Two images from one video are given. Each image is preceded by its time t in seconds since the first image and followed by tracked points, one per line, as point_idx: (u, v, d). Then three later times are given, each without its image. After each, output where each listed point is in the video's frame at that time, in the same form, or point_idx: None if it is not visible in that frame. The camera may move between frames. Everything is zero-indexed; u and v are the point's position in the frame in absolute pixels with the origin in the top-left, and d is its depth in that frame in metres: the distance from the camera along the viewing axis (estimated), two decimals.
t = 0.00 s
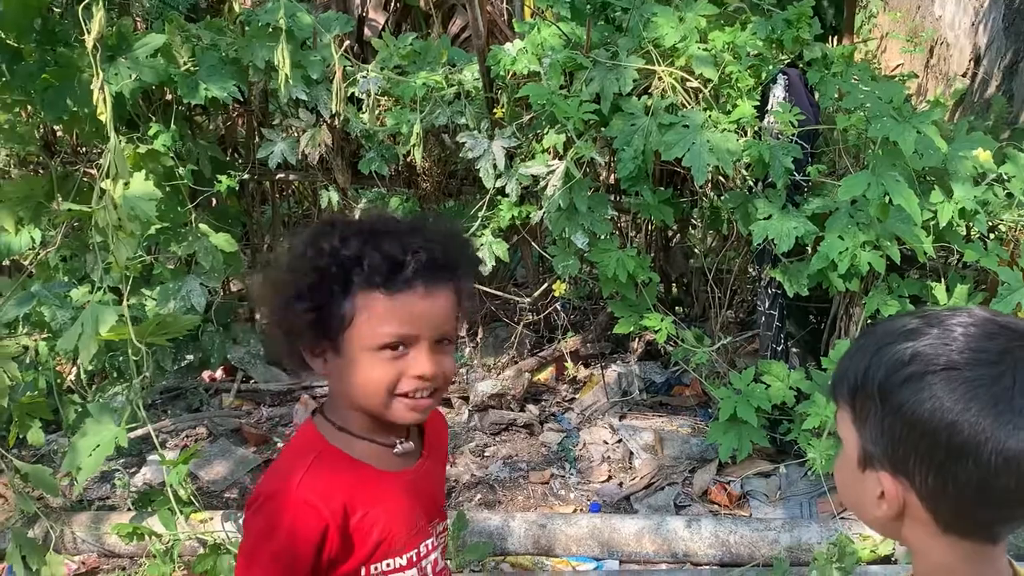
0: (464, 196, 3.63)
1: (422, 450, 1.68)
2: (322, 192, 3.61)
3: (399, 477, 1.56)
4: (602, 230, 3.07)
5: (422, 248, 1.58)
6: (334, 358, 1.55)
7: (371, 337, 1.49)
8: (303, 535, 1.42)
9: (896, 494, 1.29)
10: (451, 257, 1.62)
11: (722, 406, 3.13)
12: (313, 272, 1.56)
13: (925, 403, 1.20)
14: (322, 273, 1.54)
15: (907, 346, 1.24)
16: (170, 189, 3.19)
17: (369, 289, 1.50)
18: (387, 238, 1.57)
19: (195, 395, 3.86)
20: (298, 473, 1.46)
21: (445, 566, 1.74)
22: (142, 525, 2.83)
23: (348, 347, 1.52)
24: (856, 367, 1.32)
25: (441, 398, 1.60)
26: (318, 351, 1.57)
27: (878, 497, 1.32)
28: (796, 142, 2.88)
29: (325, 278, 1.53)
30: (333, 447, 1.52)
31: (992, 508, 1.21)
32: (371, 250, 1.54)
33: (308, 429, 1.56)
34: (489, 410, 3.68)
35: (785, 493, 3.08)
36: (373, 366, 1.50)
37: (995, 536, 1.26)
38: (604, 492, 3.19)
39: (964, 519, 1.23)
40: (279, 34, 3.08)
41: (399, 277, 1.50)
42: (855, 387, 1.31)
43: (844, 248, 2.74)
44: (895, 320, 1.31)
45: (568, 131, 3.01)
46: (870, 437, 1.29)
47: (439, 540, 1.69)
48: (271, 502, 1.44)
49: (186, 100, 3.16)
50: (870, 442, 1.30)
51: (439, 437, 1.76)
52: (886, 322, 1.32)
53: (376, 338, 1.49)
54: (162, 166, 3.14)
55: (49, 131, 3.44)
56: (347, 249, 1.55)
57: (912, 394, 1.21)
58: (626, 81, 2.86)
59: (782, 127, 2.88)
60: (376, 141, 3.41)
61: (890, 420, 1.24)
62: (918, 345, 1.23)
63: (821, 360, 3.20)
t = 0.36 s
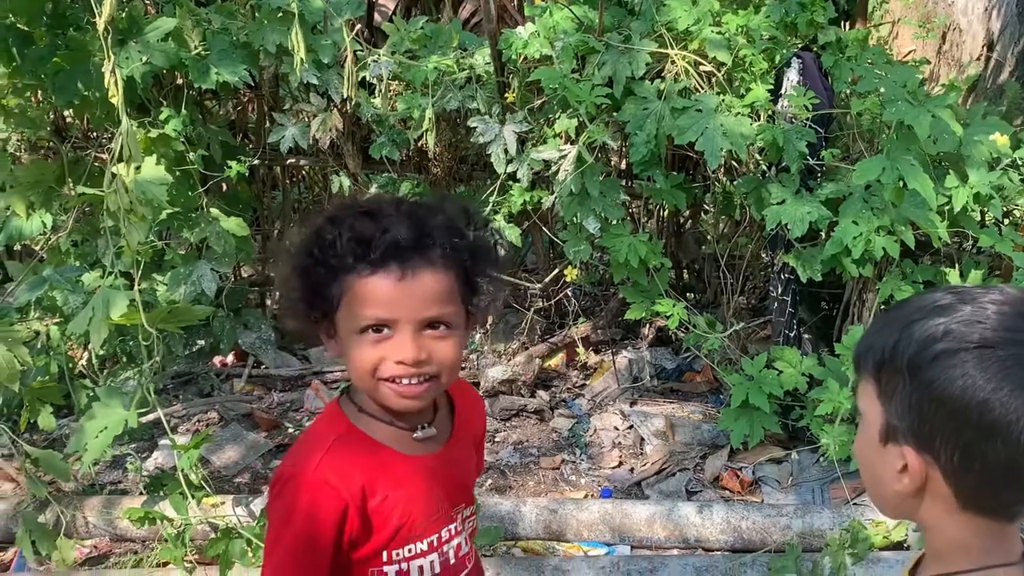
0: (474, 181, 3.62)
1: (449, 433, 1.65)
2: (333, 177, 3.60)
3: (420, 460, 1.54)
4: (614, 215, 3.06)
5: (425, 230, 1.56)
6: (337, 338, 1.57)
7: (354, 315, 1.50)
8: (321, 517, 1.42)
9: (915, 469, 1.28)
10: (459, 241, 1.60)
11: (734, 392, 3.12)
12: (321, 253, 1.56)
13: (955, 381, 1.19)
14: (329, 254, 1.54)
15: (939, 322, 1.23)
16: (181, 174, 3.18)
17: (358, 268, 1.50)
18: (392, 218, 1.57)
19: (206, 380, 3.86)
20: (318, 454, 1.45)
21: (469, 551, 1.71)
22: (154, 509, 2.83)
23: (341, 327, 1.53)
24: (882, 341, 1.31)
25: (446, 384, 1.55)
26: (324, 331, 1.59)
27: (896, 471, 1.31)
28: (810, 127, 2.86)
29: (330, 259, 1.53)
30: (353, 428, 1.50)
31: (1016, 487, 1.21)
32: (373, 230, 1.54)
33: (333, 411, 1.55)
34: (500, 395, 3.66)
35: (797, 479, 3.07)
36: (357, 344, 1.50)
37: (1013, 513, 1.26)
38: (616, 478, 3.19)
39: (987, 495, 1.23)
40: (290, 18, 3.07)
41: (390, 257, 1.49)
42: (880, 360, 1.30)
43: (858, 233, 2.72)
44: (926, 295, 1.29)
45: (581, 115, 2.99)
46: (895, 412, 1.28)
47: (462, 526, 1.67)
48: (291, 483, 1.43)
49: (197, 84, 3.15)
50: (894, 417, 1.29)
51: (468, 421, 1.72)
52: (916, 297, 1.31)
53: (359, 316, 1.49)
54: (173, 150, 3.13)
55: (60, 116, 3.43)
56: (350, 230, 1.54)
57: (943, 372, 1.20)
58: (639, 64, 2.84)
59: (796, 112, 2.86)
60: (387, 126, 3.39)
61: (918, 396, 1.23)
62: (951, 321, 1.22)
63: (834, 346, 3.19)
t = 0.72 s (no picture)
0: (483, 163, 3.61)
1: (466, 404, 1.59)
2: (341, 160, 3.60)
3: (439, 437, 1.47)
4: (624, 195, 3.05)
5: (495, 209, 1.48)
6: (401, 323, 1.41)
7: (449, 303, 1.38)
8: (338, 508, 1.34)
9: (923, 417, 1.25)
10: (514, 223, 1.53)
11: (745, 373, 3.11)
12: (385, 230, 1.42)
13: (958, 317, 1.19)
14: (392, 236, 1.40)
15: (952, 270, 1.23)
16: (189, 156, 3.17)
17: (447, 251, 1.38)
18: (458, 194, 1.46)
19: (216, 363, 3.87)
20: (333, 443, 1.38)
21: (495, 528, 1.62)
22: (166, 491, 2.83)
23: (423, 313, 1.39)
24: (896, 296, 1.31)
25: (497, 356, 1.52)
26: (380, 313, 1.42)
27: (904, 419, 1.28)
28: (821, 106, 2.85)
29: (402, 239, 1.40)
30: (369, 413, 1.43)
31: None
32: (447, 211, 1.43)
33: (348, 398, 1.47)
34: (510, 377, 3.66)
35: (808, 460, 3.07)
36: (450, 334, 1.39)
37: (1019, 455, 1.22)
38: (626, 459, 3.19)
39: (995, 437, 1.20)
40: None
41: (478, 239, 1.40)
42: (891, 311, 1.30)
43: (870, 212, 2.71)
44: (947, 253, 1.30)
45: (591, 95, 2.98)
46: (905, 359, 1.27)
47: (486, 502, 1.57)
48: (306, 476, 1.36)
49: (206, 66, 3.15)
50: (903, 362, 1.27)
51: (482, 395, 1.66)
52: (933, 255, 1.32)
53: (454, 304, 1.38)
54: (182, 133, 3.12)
55: (68, 99, 3.42)
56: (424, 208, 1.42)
57: (951, 311, 1.20)
58: (649, 44, 2.83)
59: (807, 90, 2.85)
60: (396, 107, 3.39)
61: (927, 341, 1.23)
62: (964, 271, 1.23)
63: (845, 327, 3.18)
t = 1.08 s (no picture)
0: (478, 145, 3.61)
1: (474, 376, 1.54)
2: (337, 142, 3.60)
3: (454, 410, 1.43)
4: (620, 174, 3.05)
5: (530, 188, 1.42)
6: (428, 298, 1.34)
7: (484, 279, 1.33)
8: (361, 487, 1.30)
9: (946, 385, 1.19)
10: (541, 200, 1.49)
11: (741, 351, 3.12)
12: (423, 207, 1.33)
13: (945, 277, 1.15)
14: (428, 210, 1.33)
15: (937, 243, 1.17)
16: (184, 140, 3.16)
17: (487, 229, 1.33)
18: (492, 170, 1.40)
19: (213, 348, 3.86)
20: (353, 422, 1.32)
21: (505, 497, 1.60)
22: (165, 474, 2.83)
23: (454, 289, 1.34)
24: (875, 285, 1.26)
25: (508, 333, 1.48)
26: (410, 288, 1.34)
27: (924, 396, 1.22)
28: (815, 82, 2.85)
29: (442, 215, 1.32)
30: (385, 389, 1.37)
31: None
32: (487, 189, 1.36)
33: (360, 371, 1.41)
34: (507, 359, 3.68)
35: (804, 436, 3.09)
36: (477, 310, 1.35)
37: None
38: (624, 438, 3.20)
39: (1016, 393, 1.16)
40: None
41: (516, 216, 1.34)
42: (880, 300, 1.25)
43: (865, 188, 2.71)
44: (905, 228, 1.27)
45: (586, 73, 2.98)
46: (908, 338, 1.21)
47: (496, 473, 1.56)
48: (326, 455, 1.31)
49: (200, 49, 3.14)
50: (909, 342, 1.21)
51: (488, 365, 1.61)
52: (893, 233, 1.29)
53: (488, 280, 1.34)
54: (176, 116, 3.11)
55: (61, 84, 3.41)
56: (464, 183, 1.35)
57: (936, 276, 1.15)
58: (644, 22, 2.83)
59: (801, 67, 2.86)
60: (390, 89, 3.38)
61: (934, 317, 1.16)
62: (944, 241, 1.17)
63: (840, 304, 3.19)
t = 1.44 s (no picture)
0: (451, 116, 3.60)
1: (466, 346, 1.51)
2: (308, 115, 3.58)
3: (449, 373, 1.41)
4: (593, 142, 3.05)
5: (537, 162, 1.39)
6: (423, 262, 1.33)
7: (478, 248, 1.31)
8: (365, 451, 1.27)
9: (967, 341, 1.10)
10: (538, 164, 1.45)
11: (716, 317, 3.15)
12: (422, 168, 1.33)
13: (914, 250, 1.05)
14: (423, 172, 1.33)
15: (875, 244, 1.07)
16: (153, 114, 3.13)
17: (485, 196, 1.30)
18: (497, 138, 1.38)
19: (187, 325, 3.84)
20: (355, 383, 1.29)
21: (499, 462, 1.58)
22: (142, 449, 2.81)
23: (450, 255, 1.31)
24: (829, 316, 1.10)
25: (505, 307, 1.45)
26: (405, 249, 1.33)
27: (943, 367, 1.11)
28: (786, 47, 2.87)
29: (437, 177, 1.31)
30: (384, 352, 1.34)
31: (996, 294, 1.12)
32: (488, 157, 1.34)
33: (361, 335, 1.38)
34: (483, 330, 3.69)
35: (779, 399, 3.12)
36: (469, 279, 1.32)
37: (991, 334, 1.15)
38: (600, 406, 3.21)
39: (988, 320, 1.11)
40: None
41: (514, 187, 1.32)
42: (857, 324, 1.09)
43: (836, 151, 2.73)
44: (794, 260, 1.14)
45: (558, 41, 2.98)
46: (914, 333, 1.08)
47: (492, 437, 1.54)
48: (326, 420, 1.27)
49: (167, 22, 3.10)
50: (910, 337, 1.08)
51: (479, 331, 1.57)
52: (788, 273, 1.14)
53: (482, 250, 1.31)
54: (144, 91, 3.08)
55: (25, 60, 3.36)
56: (465, 148, 1.34)
57: (901, 256, 1.05)
58: None
59: (772, 32, 2.87)
60: (361, 60, 3.37)
61: (925, 301, 1.06)
62: (872, 240, 1.07)
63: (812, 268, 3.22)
